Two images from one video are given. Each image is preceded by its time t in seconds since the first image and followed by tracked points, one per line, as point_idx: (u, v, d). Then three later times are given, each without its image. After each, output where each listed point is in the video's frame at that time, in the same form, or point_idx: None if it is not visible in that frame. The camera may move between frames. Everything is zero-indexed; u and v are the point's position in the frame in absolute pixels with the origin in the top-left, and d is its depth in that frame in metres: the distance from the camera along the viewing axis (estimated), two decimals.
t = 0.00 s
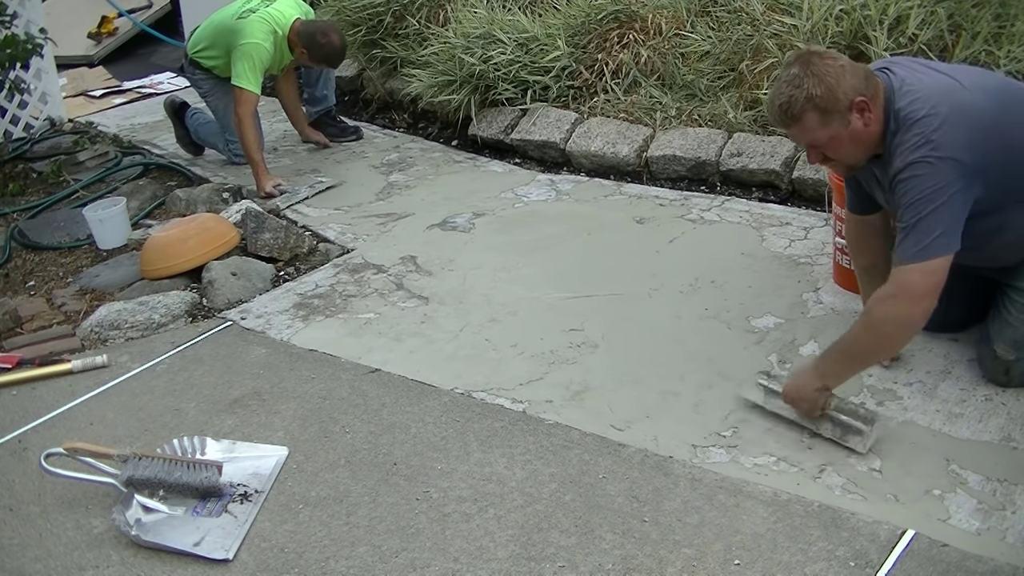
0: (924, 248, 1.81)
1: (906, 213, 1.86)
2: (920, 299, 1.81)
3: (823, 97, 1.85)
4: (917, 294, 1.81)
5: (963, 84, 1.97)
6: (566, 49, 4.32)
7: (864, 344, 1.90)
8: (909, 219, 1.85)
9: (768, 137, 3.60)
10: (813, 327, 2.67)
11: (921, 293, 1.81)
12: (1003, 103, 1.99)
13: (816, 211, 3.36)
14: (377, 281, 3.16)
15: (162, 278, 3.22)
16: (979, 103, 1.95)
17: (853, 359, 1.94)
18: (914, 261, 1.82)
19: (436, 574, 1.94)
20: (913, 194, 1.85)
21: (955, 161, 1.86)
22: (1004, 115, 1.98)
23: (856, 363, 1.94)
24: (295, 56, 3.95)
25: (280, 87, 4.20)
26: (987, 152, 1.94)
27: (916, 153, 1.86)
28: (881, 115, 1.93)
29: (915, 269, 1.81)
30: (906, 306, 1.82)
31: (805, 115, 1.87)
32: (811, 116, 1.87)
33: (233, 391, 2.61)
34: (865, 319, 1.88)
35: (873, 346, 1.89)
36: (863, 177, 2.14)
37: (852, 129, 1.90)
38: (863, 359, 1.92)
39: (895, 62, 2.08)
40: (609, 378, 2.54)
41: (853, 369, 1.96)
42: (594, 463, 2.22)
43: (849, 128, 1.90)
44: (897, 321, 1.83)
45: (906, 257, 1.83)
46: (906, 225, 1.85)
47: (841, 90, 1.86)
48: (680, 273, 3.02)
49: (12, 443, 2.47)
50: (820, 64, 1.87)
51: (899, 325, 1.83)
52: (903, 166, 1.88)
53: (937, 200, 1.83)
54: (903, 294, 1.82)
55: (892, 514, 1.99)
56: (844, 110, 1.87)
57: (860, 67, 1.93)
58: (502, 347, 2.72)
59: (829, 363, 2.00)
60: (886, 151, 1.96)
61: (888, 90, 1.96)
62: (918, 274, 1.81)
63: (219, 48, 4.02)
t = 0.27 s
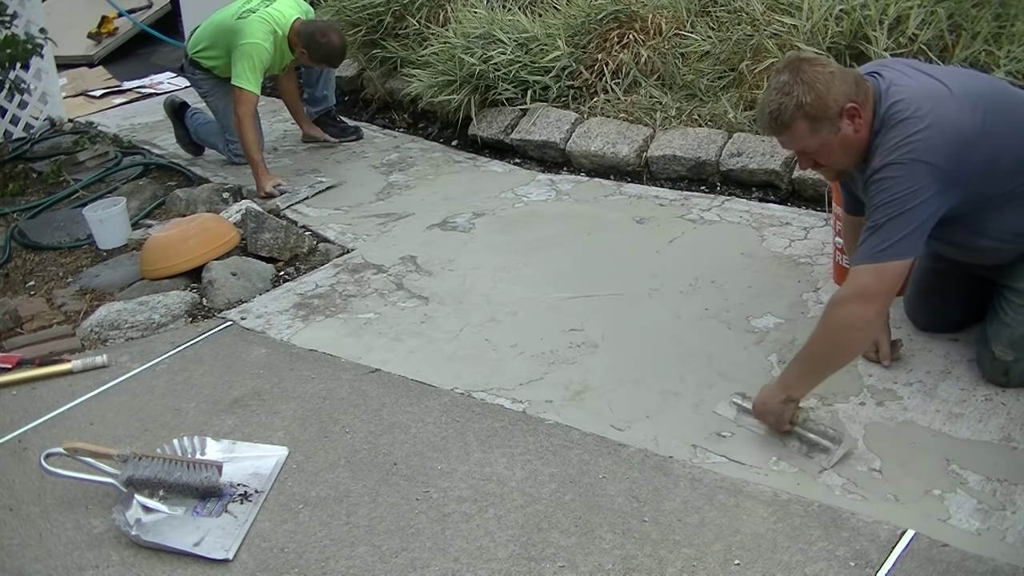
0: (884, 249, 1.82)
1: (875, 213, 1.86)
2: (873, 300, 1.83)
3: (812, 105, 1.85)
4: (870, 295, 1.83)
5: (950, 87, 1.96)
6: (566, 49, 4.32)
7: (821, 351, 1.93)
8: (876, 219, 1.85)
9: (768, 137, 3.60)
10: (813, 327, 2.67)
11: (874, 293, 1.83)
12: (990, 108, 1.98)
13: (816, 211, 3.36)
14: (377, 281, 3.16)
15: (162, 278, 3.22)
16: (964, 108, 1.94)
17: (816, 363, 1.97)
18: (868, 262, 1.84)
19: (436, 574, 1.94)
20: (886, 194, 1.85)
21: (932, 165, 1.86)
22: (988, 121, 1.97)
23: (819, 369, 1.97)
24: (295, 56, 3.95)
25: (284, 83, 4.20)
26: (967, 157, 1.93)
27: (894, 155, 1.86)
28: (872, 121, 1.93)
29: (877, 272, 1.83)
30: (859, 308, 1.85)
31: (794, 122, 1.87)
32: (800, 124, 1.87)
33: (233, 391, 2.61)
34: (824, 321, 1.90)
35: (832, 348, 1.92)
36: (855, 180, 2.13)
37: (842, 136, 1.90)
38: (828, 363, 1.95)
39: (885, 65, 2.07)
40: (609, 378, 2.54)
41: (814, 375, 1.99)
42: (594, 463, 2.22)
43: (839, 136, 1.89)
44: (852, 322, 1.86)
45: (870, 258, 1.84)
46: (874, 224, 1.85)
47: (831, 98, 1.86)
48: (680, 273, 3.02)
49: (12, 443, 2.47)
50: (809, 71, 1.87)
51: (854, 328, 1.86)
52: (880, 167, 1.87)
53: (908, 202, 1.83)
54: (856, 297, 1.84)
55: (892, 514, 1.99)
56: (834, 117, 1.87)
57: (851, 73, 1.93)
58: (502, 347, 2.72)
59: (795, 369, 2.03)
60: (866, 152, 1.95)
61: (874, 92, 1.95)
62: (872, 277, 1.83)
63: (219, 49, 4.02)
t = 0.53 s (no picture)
0: (909, 257, 1.81)
1: (892, 221, 1.86)
2: (905, 307, 1.82)
3: (818, 105, 1.84)
4: (903, 303, 1.81)
5: (954, 89, 1.96)
6: (565, 49, 4.32)
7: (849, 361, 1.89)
8: (893, 228, 1.85)
9: (768, 137, 3.60)
10: (813, 327, 2.67)
11: (904, 301, 1.81)
12: (996, 107, 1.98)
13: (816, 211, 3.36)
14: (377, 281, 3.16)
15: (162, 278, 3.22)
16: (971, 109, 1.94)
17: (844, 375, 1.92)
18: (897, 271, 1.82)
19: (436, 574, 1.94)
20: (901, 202, 1.84)
21: (944, 169, 1.86)
22: (996, 119, 1.98)
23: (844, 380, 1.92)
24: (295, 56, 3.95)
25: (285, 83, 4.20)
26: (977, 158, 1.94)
27: (906, 162, 1.86)
28: (875, 123, 1.93)
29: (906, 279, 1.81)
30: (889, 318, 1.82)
31: (799, 122, 1.86)
32: (805, 125, 1.86)
33: (233, 391, 2.61)
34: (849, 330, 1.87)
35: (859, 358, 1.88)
36: (858, 180, 2.13)
37: (846, 136, 1.90)
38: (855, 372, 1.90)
39: (888, 66, 2.07)
40: (609, 378, 2.54)
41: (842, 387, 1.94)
42: (594, 463, 2.22)
43: (843, 136, 1.89)
44: (880, 332, 1.83)
45: (897, 266, 1.82)
46: (891, 233, 1.85)
47: (836, 99, 1.85)
48: (680, 273, 3.02)
49: (12, 443, 2.47)
50: (814, 72, 1.87)
51: (884, 336, 1.83)
52: (892, 175, 1.87)
53: (923, 209, 1.83)
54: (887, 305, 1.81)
55: (892, 514, 1.99)
56: (838, 117, 1.87)
57: (854, 74, 1.93)
58: (502, 347, 2.72)
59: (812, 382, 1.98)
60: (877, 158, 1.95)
61: (879, 97, 1.95)
62: (903, 285, 1.81)
63: (219, 50, 4.02)
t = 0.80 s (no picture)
0: (913, 253, 1.80)
1: (895, 218, 1.86)
2: (905, 305, 1.82)
3: (822, 103, 1.85)
4: (901, 300, 1.81)
5: (959, 87, 1.97)
6: (566, 49, 4.32)
7: (845, 354, 1.90)
8: (897, 223, 1.85)
9: (768, 137, 3.60)
10: (813, 327, 2.66)
11: (905, 298, 1.81)
12: (1001, 106, 1.98)
13: (816, 211, 3.36)
14: (377, 281, 3.16)
15: (162, 278, 3.22)
16: (976, 108, 1.94)
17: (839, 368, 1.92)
18: (899, 267, 1.81)
19: (436, 574, 1.94)
20: (904, 200, 1.85)
21: (948, 168, 1.86)
22: (1001, 118, 1.98)
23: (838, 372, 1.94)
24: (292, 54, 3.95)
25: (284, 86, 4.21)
26: (983, 156, 1.94)
27: (911, 160, 1.86)
28: (879, 122, 1.93)
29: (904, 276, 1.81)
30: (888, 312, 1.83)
31: (803, 121, 1.87)
32: (810, 122, 1.87)
33: (233, 391, 2.61)
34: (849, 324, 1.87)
35: (859, 350, 1.88)
36: (862, 179, 2.13)
37: (851, 135, 1.90)
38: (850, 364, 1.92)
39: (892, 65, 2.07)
40: (609, 378, 2.54)
41: (834, 377, 1.95)
42: (594, 463, 2.22)
43: (847, 135, 1.90)
44: (878, 326, 1.84)
45: (896, 261, 1.82)
46: (895, 229, 1.85)
47: (840, 97, 1.86)
48: (680, 273, 3.02)
49: (12, 443, 2.47)
50: (820, 69, 1.87)
51: (882, 331, 1.84)
52: (897, 172, 1.87)
53: (927, 207, 1.83)
54: (885, 300, 1.82)
55: (892, 514, 1.99)
56: (842, 116, 1.87)
57: (859, 73, 1.93)
58: (502, 347, 2.72)
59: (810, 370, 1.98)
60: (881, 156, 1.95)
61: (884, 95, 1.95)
62: (905, 282, 1.80)
63: (216, 51, 4.02)
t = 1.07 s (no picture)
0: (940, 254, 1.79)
1: (905, 218, 1.85)
2: (938, 304, 1.80)
3: (811, 102, 1.85)
4: (935, 299, 1.79)
5: (951, 86, 1.97)
6: (566, 49, 4.32)
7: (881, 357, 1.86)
8: (909, 223, 1.84)
9: (768, 137, 3.60)
10: (813, 327, 2.66)
11: (938, 298, 1.80)
12: (995, 104, 1.99)
13: (816, 211, 3.36)
14: (377, 281, 3.15)
15: (162, 278, 3.22)
16: (970, 107, 1.94)
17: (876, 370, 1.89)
18: (927, 268, 1.80)
19: (436, 574, 1.94)
20: (910, 199, 1.84)
21: (947, 166, 1.86)
22: (996, 117, 1.98)
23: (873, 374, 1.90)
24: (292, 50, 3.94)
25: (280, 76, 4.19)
26: (979, 154, 1.94)
27: (908, 159, 1.85)
28: (869, 120, 1.92)
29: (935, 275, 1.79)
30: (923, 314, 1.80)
31: (793, 119, 1.87)
32: (799, 121, 1.87)
33: (233, 391, 2.61)
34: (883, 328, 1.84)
35: (890, 354, 1.86)
36: (859, 179, 2.13)
37: (841, 134, 1.90)
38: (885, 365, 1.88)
39: (886, 65, 2.07)
40: (609, 378, 2.54)
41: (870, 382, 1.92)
42: (594, 463, 2.22)
43: (837, 133, 1.89)
44: (914, 330, 1.81)
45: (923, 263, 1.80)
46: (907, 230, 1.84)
47: (829, 95, 1.85)
48: (680, 273, 3.02)
49: (12, 443, 2.47)
50: (808, 68, 1.87)
51: (918, 334, 1.81)
52: (895, 172, 1.86)
53: (934, 204, 1.82)
54: (921, 302, 1.80)
55: (892, 514, 1.99)
56: (832, 114, 1.87)
57: (849, 72, 1.93)
58: (502, 347, 2.72)
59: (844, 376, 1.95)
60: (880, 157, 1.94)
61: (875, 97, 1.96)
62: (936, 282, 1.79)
63: (217, 51, 4.02)
